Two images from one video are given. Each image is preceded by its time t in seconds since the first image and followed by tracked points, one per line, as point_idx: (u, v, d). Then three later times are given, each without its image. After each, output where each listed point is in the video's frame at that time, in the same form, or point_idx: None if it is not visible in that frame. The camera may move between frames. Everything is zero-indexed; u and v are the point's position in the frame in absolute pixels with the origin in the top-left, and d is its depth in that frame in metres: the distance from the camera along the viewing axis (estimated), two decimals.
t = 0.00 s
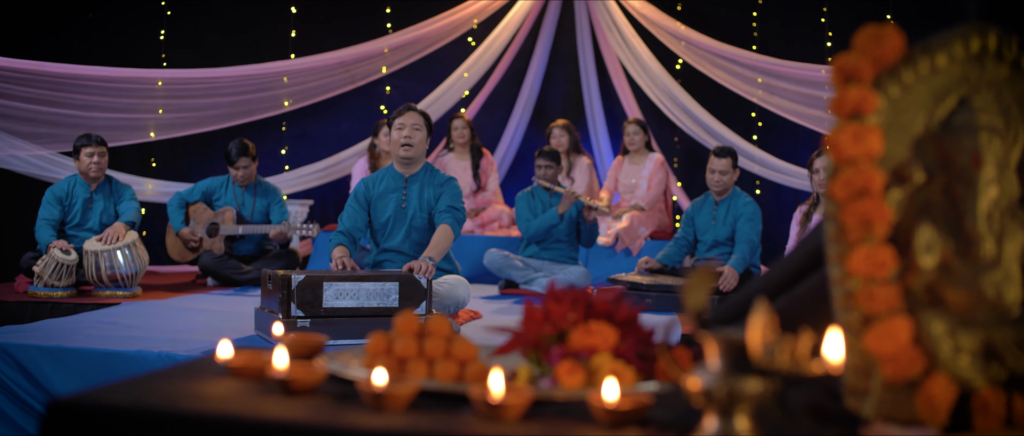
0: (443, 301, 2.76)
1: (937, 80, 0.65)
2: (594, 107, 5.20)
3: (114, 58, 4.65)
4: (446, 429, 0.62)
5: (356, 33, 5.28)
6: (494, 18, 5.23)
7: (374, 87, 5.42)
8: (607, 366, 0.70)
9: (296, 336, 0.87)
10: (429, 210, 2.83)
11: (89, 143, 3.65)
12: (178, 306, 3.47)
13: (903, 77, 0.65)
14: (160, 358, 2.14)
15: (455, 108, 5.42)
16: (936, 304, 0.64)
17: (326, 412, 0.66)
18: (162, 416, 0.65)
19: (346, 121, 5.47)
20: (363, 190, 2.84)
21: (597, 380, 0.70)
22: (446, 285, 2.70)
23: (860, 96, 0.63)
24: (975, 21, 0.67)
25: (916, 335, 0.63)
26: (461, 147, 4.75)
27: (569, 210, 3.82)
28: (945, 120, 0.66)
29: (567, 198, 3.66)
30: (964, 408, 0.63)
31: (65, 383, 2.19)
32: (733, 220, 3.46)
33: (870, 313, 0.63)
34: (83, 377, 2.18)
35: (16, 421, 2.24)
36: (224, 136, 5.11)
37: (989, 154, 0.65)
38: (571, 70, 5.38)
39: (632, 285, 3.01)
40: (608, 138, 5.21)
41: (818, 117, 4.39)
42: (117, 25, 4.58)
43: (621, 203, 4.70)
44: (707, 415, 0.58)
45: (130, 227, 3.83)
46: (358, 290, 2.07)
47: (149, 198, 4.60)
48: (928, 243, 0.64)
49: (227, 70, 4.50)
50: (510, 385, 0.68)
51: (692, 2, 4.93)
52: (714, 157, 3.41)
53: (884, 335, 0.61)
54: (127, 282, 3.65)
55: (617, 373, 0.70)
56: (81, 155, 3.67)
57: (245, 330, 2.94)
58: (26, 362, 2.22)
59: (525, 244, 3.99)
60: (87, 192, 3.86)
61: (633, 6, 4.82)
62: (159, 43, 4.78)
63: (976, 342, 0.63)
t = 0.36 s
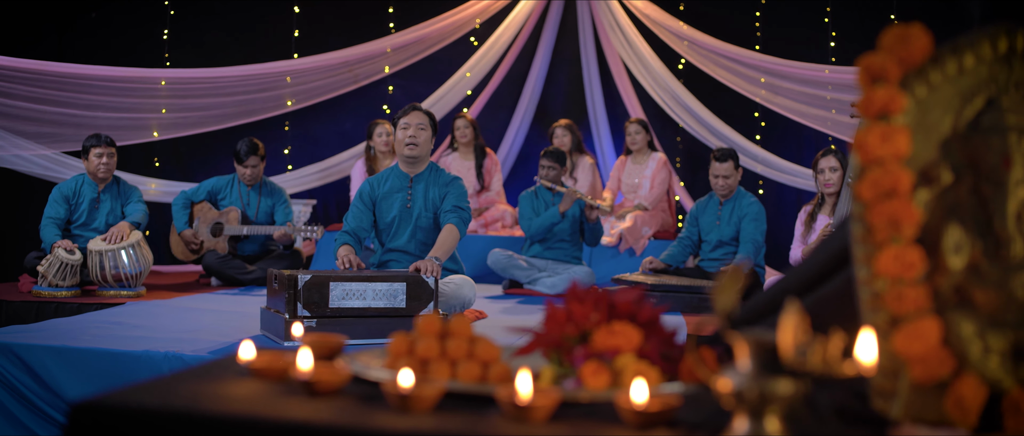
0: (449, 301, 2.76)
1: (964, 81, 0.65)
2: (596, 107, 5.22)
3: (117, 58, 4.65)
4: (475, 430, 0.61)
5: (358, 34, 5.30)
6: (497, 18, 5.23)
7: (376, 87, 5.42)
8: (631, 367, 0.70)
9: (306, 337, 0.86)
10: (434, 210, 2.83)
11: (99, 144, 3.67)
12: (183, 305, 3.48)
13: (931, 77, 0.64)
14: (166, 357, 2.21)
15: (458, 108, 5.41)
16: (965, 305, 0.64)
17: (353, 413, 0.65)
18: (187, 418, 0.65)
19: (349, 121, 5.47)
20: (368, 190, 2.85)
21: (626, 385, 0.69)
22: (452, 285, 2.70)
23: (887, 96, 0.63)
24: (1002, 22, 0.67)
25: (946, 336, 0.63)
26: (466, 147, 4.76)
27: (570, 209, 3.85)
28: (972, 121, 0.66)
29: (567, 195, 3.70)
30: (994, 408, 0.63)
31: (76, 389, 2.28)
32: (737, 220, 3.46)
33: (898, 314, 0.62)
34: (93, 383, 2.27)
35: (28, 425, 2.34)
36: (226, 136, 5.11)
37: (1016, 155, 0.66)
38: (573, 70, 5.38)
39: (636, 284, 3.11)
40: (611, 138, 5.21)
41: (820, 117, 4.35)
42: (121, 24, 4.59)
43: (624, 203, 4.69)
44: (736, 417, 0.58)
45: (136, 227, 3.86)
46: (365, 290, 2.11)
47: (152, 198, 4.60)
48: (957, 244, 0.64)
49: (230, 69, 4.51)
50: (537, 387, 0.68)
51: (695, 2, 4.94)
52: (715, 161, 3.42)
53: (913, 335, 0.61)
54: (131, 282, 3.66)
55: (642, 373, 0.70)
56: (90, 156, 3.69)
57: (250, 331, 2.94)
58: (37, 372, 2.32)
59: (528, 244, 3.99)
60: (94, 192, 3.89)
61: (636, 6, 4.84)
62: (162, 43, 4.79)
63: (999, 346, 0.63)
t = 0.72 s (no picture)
0: (451, 301, 2.76)
1: (985, 82, 0.65)
2: (595, 107, 5.22)
3: (116, 57, 4.64)
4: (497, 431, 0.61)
5: (358, 34, 5.30)
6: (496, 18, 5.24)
7: (376, 87, 5.42)
8: (651, 368, 0.70)
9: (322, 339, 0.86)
10: (437, 210, 2.82)
11: (99, 144, 3.67)
12: (183, 306, 3.47)
13: (953, 78, 0.64)
14: (167, 356, 2.21)
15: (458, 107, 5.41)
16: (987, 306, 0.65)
17: (373, 415, 0.65)
18: (206, 419, 0.65)
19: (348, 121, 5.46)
20: (370, 190, 2.84)
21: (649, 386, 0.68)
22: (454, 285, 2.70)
23: (909, 97, 0.63)
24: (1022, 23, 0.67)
25: (969, 336, 0.63)
26: (470, 147, 4.75)
27: (568, 208, 3.86)
28: (993, 122, 0.66)
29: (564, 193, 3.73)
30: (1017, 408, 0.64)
31: (77, 391, 2.29)
32: (737, 220, 3.46)
33: (921, 315, 0.62)
34: (95, 385, 2.27)
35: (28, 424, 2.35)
36: (226, 136, 5.10)
37: None
38: (572, 69, 5.38)
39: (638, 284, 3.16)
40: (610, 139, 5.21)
41: (820, 117, 4.33)
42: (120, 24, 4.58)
43: (624, 203, 4.69)
44: (760, 417, 0.58)
45: (136, 226, 3.86)
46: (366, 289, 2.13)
47: (151, 198, 4.60)
48: (980, 245, 0.64)
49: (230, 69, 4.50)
50: (557, 389, 0.68)
51: (694, 2, 4.95)
52: (703, 163, 3.41)
53: (936, 336, 0.61)
54: (132, 282, 3.66)
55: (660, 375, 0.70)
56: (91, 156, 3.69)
57: (251, 330, 2.94)
58: (39, 374, 2.33)
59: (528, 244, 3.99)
60: (94, 192, 3.89)
61: (635, 6, 4.85)
62: (162, 42, 4.78)
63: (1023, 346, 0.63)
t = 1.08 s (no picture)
0: (453, 301, 2.76)
1: (1004, 82, 0.66)
2: (594, 107, 5.22)
3: (115, 57, 4.63)
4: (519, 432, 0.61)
5: (357, 34, 5.29)
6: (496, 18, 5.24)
7: (375, 87, 5.41)
8: (669, 370, 0.69)
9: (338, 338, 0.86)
10: (438, 211, 2.82)
11: (94, 144, 3.69)
12: (184, 306, 3.47)
13: (972, 79, 0.65)
14: (169, 357, 2.21)
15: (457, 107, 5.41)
16: (1008, 306, 0.66)
17: (391, 417, 0.65)
18: (224, 420, 0.64)
19: (347, 121, 5.46)
20: (371, 190, 2.84)
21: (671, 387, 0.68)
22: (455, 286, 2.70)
23: (929, 99, 0.64)
24: None
25: (991, 336, 0.64)
26: (473, 147, 4.76)
27: (568, 208, 3.84)
28: (1013, 122, 0.67)
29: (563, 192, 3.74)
30: None
31: (78, 393, 2.28)
32: (736, 220, 3.46)
33: (941, 316, 0.63)
34: (96, 386, 2.27)
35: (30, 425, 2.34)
36: (224, 136, 5.09)
37: None
38: (572, 69, 5.38)
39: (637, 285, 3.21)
40: (609, 139, 5.21)
41: (820, 117, 4.33)
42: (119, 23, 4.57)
43: (624, 203, 4.69)
44: (783, 418, 0.58)
45: (135, 227, 3.87)
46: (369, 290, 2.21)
47: (150, 199, 4.59)
48: (1000, 246, 0.65)
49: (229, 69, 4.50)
50: (577, 389, 0.67)
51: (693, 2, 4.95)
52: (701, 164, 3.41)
53: (956, 337, 0.63)
54: (132, 282, 3.66)
55: (679, 375, 0.69)
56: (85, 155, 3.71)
57: (252, 330, 2.94)
58: (40, 375, 2.32)
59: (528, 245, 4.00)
60: (91, 192, 3.90)
61: (634, 6, 4.86)
62: (161, 42, 4.77)
63: None
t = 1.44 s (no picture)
0: (458, 301, 2.76)
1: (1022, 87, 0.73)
2: (596, 107, 5.21)
3: (118, 56, 4.63)
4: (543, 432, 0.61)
5: (359, 34, 5.28)
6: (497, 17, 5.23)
7: (377, 87, 5.41)
8: (690, 371, 0.70)
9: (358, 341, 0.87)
10: (442, 211, 2.82)
11: (94, 143, 3.70)
12: (187, 305, 3.47)
13: (994, 80, 0.73)
14: (175, 357, 2.22)
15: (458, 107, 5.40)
16: None
17: (414, 418, 0.65)
18: (244, 421, 0.64)
19: (349, 121, 5.46)
20: (375, 190, 2.83)
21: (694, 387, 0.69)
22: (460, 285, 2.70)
23: (954, 98, 0.71)
24: None
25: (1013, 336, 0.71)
26: (474, 146, 4.76)
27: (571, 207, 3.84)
28: None
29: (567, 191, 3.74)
30: None
31: (84, 393, 2.29)
32: (741, 219, 3.46)
33: (964, 316, 0.71)
34: (102, 386, 2.27)
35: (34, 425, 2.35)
36: (226, 136, 5.10)
37: None
38: (574, 69, 5.38)
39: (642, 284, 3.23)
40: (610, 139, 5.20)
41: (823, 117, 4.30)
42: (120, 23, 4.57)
43: (626, 203, 4.69)
44: (808, 420, 0.59)
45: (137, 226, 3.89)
46: (375, 291, 2.26)
47: (153, 199, 4.59)
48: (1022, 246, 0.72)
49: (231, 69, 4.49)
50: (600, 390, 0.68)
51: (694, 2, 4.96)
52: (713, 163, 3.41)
53: (980, 337, 0.70)
54: (135, 282, 3.67)
55: (700, 376, 0.69)
56: (86, 155, 3.73)
57: (256, 330, 2.94)
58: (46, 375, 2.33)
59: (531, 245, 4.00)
60: (93, 192, 3.91)
61: (636, 5, 4.87)
62: (163, 42, 4.77)
63: None
